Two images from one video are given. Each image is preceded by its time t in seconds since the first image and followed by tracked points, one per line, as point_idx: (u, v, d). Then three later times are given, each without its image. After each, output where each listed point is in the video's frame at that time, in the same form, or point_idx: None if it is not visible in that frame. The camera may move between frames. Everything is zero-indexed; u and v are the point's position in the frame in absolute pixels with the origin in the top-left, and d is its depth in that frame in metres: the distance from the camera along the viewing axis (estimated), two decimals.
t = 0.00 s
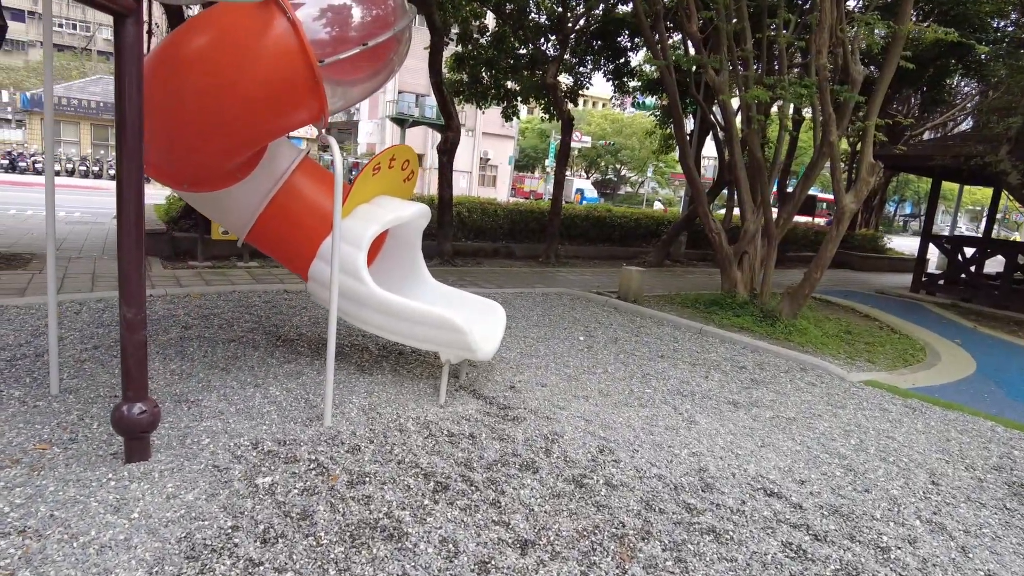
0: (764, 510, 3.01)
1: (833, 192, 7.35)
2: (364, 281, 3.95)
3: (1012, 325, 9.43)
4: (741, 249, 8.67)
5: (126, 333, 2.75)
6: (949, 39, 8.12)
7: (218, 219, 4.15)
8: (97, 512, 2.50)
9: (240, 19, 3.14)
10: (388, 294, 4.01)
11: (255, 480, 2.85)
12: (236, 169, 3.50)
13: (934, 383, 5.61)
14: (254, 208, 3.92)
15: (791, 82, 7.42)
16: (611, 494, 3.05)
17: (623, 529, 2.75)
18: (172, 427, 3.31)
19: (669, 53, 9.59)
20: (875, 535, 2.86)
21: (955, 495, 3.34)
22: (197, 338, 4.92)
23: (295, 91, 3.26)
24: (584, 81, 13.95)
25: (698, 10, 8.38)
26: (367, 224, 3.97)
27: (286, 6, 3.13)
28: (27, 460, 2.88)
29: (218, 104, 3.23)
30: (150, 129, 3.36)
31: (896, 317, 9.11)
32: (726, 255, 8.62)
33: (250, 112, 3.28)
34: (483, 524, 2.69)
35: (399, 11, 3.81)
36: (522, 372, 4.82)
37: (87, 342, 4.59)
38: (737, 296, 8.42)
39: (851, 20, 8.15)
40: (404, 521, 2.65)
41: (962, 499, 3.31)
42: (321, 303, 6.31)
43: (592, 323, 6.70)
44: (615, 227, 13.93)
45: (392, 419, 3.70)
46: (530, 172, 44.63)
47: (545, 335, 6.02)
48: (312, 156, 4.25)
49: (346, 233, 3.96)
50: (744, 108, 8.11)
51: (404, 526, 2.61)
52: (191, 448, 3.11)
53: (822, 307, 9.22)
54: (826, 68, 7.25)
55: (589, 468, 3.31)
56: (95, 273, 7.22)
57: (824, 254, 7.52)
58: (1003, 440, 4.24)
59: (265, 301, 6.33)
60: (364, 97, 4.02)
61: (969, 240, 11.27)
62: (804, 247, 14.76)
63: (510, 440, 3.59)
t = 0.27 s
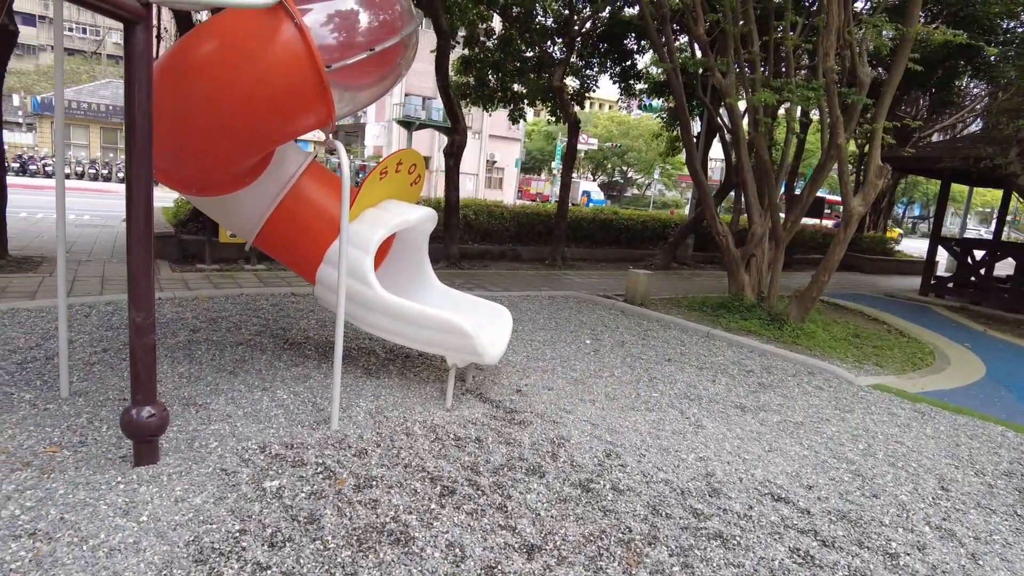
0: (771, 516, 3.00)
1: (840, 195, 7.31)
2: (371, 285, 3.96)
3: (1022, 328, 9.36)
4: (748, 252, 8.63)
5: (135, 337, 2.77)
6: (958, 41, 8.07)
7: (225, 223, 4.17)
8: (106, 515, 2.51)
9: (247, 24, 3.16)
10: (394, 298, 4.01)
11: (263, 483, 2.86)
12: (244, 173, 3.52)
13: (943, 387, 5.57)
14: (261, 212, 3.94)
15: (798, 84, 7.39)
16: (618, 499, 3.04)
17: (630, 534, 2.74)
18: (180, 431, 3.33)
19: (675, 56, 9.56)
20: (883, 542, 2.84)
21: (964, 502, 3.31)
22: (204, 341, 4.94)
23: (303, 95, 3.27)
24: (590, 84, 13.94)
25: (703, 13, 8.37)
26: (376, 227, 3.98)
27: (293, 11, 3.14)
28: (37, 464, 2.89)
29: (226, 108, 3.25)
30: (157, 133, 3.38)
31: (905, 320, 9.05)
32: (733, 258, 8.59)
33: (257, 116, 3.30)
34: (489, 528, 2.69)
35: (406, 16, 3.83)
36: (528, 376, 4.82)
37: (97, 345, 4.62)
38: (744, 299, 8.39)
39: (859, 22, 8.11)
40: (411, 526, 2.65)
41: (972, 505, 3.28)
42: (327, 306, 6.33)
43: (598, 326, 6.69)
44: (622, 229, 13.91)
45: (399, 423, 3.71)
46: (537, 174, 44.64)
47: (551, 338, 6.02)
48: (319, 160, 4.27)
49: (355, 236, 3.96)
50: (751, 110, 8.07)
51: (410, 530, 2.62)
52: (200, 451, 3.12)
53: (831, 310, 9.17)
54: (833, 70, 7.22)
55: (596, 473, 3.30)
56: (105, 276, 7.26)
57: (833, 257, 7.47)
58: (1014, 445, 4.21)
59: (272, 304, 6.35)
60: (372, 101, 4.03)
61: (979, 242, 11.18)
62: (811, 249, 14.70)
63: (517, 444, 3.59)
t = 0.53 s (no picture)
0: (786, 524, 2.96)
1: (854, 200, 7.25)
2: (383, 291, 3.97)
3: None
4: (761, 257, 8.58)
5: (150, 342, 2.80)
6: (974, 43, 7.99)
7: (238, 230, 4.20)
8: (121, 519, 2.53)
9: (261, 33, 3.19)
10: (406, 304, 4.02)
11: (276, 489, 2.87)
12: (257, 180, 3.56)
13: (961, 394, 5.49)
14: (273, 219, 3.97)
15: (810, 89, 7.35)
16: (631, 506, 3.02)
17: (643, 542, 2.72)
18: (194, 436, 3.35)
19: (686, 61, 9.55)
20: (901, 551, 2.80)
21: (984, 511, 3.25)
22: (218, 347, 4.98)
23: (315, 103, 3.31)
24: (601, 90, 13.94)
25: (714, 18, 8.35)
26: (387, 234, 4.00)
27: (306, 20, 3.18)
28: (54, 468, 2.92)
29: (240, 116, 3.29)
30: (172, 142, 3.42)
31: (921, 326, 8.94)
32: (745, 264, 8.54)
33: (270, 123, 3.33)
34: (501, 535, 2.68)
35: (418, 23, 3.85)
36: (540, 382, 4.81)
37: (112, 351, 4.66)
38: (757, 305, 8.33)
39: (872, 26, 8.06)
40: (422, 532, 2.65)
41: (992, 515, 3.23)
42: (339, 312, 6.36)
43: (609, 332, 6.67)
44: (633, 235, 13.87)
45: (411, 429, 3.71)
46: (548, 180, 44.68)
47: (563, 344, 6.01)
48: (332, 167, 4.30)
49: (367, 243, 3.98)
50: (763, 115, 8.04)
51: (422, 536, 2.62)
52: (213, 457, 3.14)
53: (845, 316, 9.08)
54: (846, 74, 7.17)
55: (608, 480, 3.28)
56: (120, 282, 7.35)
57: (846, 263, 7.40)
58: None
59: (285, 310, 6.39)
60: (385, 108, 4.06)
61: (996, 247, 11.04)
62: (825, 255, 14.58)
63: (528, 451, 3.58)
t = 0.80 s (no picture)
0: (805, 532, 2.91)
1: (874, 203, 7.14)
2: (398, 296, 3.98)
3: None
4: (779, 262, 8.48)
5: (168, 349, 2.83)
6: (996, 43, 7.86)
7: (255, 237, 4.25)
8: (138, 524, 2.56)
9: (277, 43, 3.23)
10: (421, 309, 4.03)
11: (291, 494, 2.88)
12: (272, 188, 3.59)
13: (986, 401, 5.37)
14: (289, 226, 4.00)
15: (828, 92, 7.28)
16: (646, 514, 2.99)
17: (658, 549, 2.69)
18: (211, 442, 3.38)
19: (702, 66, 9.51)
20: (924, 561, 2.74)
21: (1011, 520, 3.17)
22: (235, 353, 5.02)
23: (330, 111, 3.34)
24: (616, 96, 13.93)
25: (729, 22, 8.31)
26: (401, 240, 4.02)
27: (321, 29, 3.21)
28: (73, 473, 2.96)
29: (257, 124, 3.32)
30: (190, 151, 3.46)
31: (944, 331, 8.77)
32: (763, 269, 8.45)
33: (286, 132, 3.37)
34: (515, 542, 2.67)
35: (432, 31, 3.87)
36: (555, 388, 4.79)
37: (132, 357, 4.72)
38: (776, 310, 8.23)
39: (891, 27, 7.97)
40: (435, 538, 2.64)
41: (1019, 525, 3.14)
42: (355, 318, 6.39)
43: (625, 339, 6.62)
44: (649, 241, 13.81)
45: (426, 435, 3.71)
46: (564, 186, 44.68)
47: (578, 350, 5.98)
48: (347, 174, 4.33)
49: (381, 249, 4.00)
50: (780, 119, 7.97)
51: (436, 543, 2.61)
52: (229, 462, 3.16)
53: (866, 322, 8.94)
54: (863, 77, 7.09)
55: (624, 487, 3.25)
56: (141, 289, 7.46)
57: (866, 267, 7.29)
58: None
59: (302, 317, 6.44)
60: (400, 116, 4.08)
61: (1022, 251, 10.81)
62: (845, 260, 14.39)
63: (543, 457, 3.56)
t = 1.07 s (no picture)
0: (816, 537, 2.87)
1: (889, 204, 7.06)
2: (408, 299, 4.00)
3: None
4: (793, 265, 8.40)
5: (179, 352, 2.87)
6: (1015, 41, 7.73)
7: (268, 242, 4.29)
8: (150, 524, 2.59)
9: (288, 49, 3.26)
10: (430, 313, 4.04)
11: (300, 496, 2.90)
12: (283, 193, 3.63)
13: (1006, 404, 5.28)
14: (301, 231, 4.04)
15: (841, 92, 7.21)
16: (655, 518, 2.97)
17: (666, 553, 2.67)
18: (223, 444, 3.42)
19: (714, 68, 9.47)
20: (939, 567, 2.69)
21: None
22: (249, 357, 5.07)
23: (340, 116, 3.38)
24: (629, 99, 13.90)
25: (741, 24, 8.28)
26: (411, 244, 4.04)
27: (331, 36, 3.25)
28: (88, 474, 3.01)
29: (268, 130, 3.37)
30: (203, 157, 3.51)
31: (963, 334, 8.63)
32: (777, 272, 8.37)
33: (296, 137, 3.41)
34: (523, 545, 2.66)
35: (441, 36, 3.89)
36: (566, 392, 4.78)
37: (148, 361, 4.79)
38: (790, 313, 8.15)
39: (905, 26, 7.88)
40: (442, 541, 2.64)
41: None
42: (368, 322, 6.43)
43: (637, 342, 6.59)
44: (663, 244, 13.75)
45: (435, 438, 3.72)
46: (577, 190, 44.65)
47: (590, 354, 5.96)
48: (359, 180, 4.37)
49: (391, 253, 4.02)
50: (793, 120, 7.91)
51: (443, 545, 2.61)
52: (240, 464, 3.19)
53: (883, 325, 8.82)
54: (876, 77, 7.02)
55: (634, 491, 3.23)
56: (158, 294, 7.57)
57: (882, 269, 7.20)
58: None
59: (315, 321, 6.49)
60: (410, 120, 4.11)
61: None
62: (862, 262, 14.22)
63: (553, 460, 3.55)
